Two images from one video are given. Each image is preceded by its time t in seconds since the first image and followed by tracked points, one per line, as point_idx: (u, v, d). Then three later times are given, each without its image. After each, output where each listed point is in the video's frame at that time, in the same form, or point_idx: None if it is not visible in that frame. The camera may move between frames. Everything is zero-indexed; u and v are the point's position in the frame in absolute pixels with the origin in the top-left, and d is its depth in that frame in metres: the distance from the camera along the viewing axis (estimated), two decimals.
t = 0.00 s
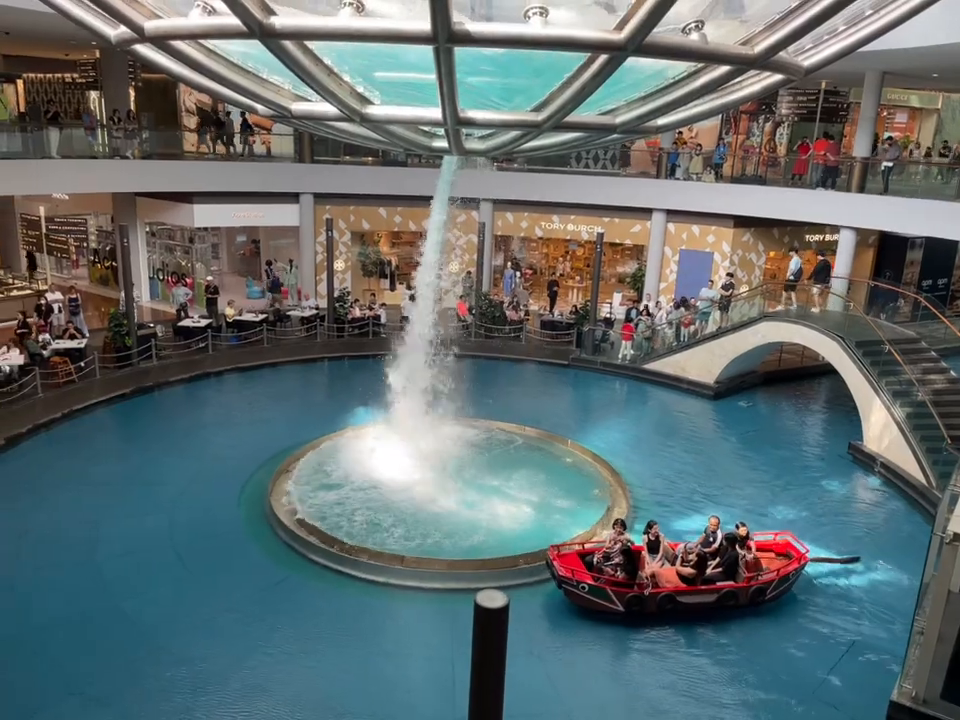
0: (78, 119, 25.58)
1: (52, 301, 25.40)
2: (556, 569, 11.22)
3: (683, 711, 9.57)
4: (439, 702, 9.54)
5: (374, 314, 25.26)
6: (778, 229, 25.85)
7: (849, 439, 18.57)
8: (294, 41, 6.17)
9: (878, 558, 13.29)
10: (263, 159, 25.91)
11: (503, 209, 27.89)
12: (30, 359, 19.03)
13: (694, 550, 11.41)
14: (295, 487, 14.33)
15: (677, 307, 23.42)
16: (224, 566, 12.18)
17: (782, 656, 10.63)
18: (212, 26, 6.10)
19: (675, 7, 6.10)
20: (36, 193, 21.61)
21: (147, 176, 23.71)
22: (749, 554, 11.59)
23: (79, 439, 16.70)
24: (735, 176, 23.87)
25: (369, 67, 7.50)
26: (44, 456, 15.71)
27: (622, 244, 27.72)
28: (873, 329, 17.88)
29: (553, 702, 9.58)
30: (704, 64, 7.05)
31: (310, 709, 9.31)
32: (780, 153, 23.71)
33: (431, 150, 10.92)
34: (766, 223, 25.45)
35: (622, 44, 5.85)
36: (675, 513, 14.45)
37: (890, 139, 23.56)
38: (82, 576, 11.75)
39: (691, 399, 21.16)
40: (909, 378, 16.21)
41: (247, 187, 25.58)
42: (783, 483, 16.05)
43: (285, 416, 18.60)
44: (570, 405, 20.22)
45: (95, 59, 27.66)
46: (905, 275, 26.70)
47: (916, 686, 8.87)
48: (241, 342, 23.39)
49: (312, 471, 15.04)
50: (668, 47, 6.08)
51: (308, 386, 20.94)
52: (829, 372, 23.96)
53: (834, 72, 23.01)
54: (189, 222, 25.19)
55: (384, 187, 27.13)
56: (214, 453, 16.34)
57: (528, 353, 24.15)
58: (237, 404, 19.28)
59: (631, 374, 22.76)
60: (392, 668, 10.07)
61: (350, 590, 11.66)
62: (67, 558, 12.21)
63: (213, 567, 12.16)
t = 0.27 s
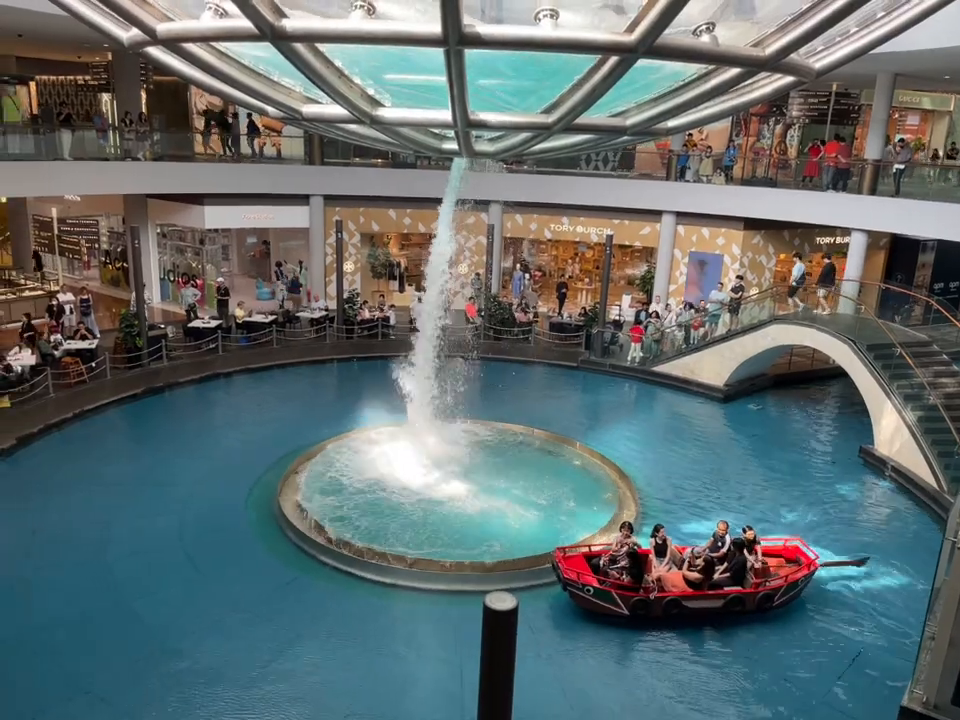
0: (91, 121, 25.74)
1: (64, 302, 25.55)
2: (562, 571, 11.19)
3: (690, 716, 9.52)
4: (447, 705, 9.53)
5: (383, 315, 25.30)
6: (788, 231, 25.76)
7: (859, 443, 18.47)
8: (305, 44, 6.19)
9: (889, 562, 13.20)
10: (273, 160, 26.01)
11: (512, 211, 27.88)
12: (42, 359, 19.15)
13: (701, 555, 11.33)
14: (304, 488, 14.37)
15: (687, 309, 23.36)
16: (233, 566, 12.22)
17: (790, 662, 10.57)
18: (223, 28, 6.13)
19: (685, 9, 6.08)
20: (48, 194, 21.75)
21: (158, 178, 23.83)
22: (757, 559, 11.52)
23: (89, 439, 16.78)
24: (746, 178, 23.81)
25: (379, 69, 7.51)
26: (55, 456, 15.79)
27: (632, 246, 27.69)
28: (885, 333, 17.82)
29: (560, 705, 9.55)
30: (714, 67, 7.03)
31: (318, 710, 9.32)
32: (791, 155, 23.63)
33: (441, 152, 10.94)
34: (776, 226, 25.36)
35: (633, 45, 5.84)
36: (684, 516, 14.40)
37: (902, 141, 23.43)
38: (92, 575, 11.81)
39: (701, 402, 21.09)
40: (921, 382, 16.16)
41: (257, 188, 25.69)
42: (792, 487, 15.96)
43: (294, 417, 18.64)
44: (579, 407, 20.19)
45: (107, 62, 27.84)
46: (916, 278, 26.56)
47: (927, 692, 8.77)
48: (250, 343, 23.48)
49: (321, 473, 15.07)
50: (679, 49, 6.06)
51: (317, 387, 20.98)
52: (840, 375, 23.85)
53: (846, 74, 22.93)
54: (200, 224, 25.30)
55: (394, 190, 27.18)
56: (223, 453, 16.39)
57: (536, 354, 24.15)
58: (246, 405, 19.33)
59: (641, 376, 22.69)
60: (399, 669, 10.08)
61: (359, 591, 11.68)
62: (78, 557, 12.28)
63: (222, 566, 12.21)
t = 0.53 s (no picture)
0: (104, 123, 25.89)
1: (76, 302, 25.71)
2: (568, 575, 11.19)
3: None
4: (456, 707, 9.51)
5: (392, 317, 25.32)
6: (800, 234, 25.64)
7: (871, 447, 18.34)
8: (317, 47, 6.21)
9: (900, 568, 13.10)
10: (284, 162, 26.10)
11: (522, 213, 27.85)
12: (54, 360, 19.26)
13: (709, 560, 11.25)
14: (313, 488, 14.44)
15: (698, 312, 23.29)
16: (243, 566, 12.27)
17: (800, 668, 10.50)
18: (235, 31, 6.16)
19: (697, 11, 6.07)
20: (61, 196, 21.90)
21: (170, 180, 23.96)
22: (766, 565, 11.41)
23: (100, 440, 16.87)
24: (757, 181, 23.72)
25: (390, 72, 7.53)
26: (67, 456, 15.89)
27: (642, 249, 27.63)
28: (897, 336, 17.74)
29: (568, 709, 9.52)
30: (726, 69, 7.01)
31: (327, 711, 9.33)
32: (802, 157, 23.53)
33: (452, 155, 10.95)
34: (788, 229, 25.25)
35: (645, 48, 5.83)
36: (693, 520, 14.34)
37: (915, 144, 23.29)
38: (104, 574, 11.88)
39: (711, 406, 21.00)
40: (933, 386, 16.09)
41: (269, 190, 25.80)
42: (803, 491, 15.85)
43: (304, 418, 18.68)
44: (588, 410, 20.13)
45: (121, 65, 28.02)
46: (929, 282, 26.37)
47: (939, 697, 8.66)
48: (261, 345, 23.55)
49: (331, 474, 15.10)
50: (690, 51, 6.05)
51: (327, 388, 21.01)
52: (852, 379, 23.70)
53: (859, 76, 22.81)
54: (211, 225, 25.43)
55: (404, 192, 27.22)
56: (233, 454, 16.44)
57: (546, 357, 24.11)
58: (256, 406, 19.39)
59: (651, 379, 22.62)
60: (408, 669, 10.09)
61: (368, 592, 11.68)
62: (90, 556, 12.35)
63: (232, 566, 12.26)
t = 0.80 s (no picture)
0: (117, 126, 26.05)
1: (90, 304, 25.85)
2: (576, 579, 11.14)
3: None
4: (465, 709, 9.51)
5: (403, 319, 25.35)
6: (813, 237, 25.52)
7: (884, 451, 18.21)
8: (330, 49, 6.23)
9: (912, 574, 13.00)
10: (296, 165, 26.19)
11: (533, 215, 27.82)
12: (68, 360, 19.37)
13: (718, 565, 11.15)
14: (324, 488, 14.51)
15: (709, 314, 23.21)
16: (254, 566, 12.31)
17: (811, 674, 10.42)
18: (248, 34, 6.18)
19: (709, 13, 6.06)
20: (75, 197, 22.06)
21: (183, 182, 24.08)
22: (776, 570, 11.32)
23: (113, 440, 16.96)
24: (769, 183, 23.62)
25: (402, 75, 7.55)
26: (80, 456, 15.99)
27: (654, 251, 27.58)
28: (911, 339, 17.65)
29: (577, 713, 9.49)
30: (738, 71, 6.98)
31: (336, 712, 9.33)
32: (815, 160, 23.42)
33: (463, 157, 10.96)
34: (800, 232, 25.13)
35: (657, 50, 5.82)
36: (703, 524, 14.27)
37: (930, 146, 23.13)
38: (116, 573, 11.95)
39: (723, 409, 20.91)
40: (947, 390, 16.01)
41: (281, 192, 25.91)
42: (814, 495, 15.76)
43: (314, 419, 18.72)
44: (599, 413, 20.09)
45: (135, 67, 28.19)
46: (943, 285, 26.18)
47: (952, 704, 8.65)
48: (272, 346, 23.63)
49: (341, 475, 15.13)
50: (703, 54, 6.04)
51: (337, 390, 21.05)
52: (864, 382, 23.55)
53: (873, 78, 22.68)
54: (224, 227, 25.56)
55: (416, 194, 27.23)
56: (244, 455, 16.50)
57: (556, 359, 24.08)
58: (267, 407, 19.44)
59: (662, 382, 22.56)
60: (417, 671, 10.10)
61: (379, 594, 11.69)
62: (103, 556, 12.42)
63: (243, 566, 12.30)
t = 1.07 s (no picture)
0: (131, 128, 26.19)
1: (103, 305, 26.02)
2: (584, 583, 11.15)
3: None
4: (475, 711, 9.50)
5: (414, 321, 25.39)
6: (825, 240, 25.40)
7: (897, 456, 18.10)
8: (343, 52, 6.25)
9: (925, 580, 12.90)
10: (308, 167, 26.27)
11: (544, 217, 27.79)
12: (81, 361, 19.49)
13: (727, 569, 11.08)
14: (335, 488, 14.56)
15: (721, 317, 23.12)
16: (264, 567, 12.35)
17: (821, 680, 10.35)
18: (263, 37, 6.22)
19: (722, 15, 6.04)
20: (90, 199, 22.22)
21: (195, 184, 24.20)
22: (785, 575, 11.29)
23: (125, 440, 17.06)
24: (782, 186, 23.52)
25: (415, 77, 7.57)
26: (92, 456, 16.09)
27: (665, 254, 27.53)
28: (925, 344, 17.55)
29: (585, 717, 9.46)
30: (751, 74, 6.96)
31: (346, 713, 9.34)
32: (828, 162, 23.29)
33: (475, 159, 10.98)
34: (813, 235, 25.02)
35: (670, 52, 5.81)
36: (714, 528, 14.21)
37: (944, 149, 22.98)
38: (127, 572, 12.02)
39: (734, 412, 20.82)
40: None
41: (292, 194, 25.99)
42: (825, 500, 15.65)
43: (325, 421, 18.76)
44: (609, 416, 20.04)
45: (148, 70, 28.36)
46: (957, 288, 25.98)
47: None
48: (283, 347, 23.71)
49: (352, 476, 15.17)
50: (716, 56, 6.02)
51: (348, 391, 21.11)
52: (877, 386, 23.40)
53: (887, 80, 22.56)
54: (236, 229, 25.66)
55: (428, 197, 27.22)
56: (255, 456, 16.56)
57: (567, 362, 24.06)
58: (278, 408, 19.50)
59: (673, 385, 22.48)
60: (427, 672, 10.10)
61: (389, 596, 11.70)
62: (114, 555, 12.49)
63: (253, 567, 12.35)
